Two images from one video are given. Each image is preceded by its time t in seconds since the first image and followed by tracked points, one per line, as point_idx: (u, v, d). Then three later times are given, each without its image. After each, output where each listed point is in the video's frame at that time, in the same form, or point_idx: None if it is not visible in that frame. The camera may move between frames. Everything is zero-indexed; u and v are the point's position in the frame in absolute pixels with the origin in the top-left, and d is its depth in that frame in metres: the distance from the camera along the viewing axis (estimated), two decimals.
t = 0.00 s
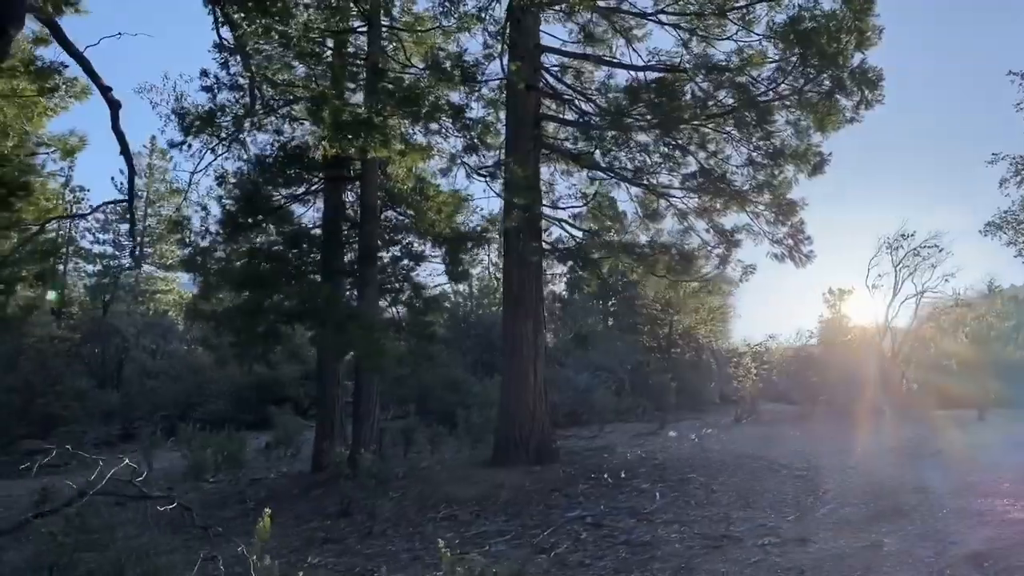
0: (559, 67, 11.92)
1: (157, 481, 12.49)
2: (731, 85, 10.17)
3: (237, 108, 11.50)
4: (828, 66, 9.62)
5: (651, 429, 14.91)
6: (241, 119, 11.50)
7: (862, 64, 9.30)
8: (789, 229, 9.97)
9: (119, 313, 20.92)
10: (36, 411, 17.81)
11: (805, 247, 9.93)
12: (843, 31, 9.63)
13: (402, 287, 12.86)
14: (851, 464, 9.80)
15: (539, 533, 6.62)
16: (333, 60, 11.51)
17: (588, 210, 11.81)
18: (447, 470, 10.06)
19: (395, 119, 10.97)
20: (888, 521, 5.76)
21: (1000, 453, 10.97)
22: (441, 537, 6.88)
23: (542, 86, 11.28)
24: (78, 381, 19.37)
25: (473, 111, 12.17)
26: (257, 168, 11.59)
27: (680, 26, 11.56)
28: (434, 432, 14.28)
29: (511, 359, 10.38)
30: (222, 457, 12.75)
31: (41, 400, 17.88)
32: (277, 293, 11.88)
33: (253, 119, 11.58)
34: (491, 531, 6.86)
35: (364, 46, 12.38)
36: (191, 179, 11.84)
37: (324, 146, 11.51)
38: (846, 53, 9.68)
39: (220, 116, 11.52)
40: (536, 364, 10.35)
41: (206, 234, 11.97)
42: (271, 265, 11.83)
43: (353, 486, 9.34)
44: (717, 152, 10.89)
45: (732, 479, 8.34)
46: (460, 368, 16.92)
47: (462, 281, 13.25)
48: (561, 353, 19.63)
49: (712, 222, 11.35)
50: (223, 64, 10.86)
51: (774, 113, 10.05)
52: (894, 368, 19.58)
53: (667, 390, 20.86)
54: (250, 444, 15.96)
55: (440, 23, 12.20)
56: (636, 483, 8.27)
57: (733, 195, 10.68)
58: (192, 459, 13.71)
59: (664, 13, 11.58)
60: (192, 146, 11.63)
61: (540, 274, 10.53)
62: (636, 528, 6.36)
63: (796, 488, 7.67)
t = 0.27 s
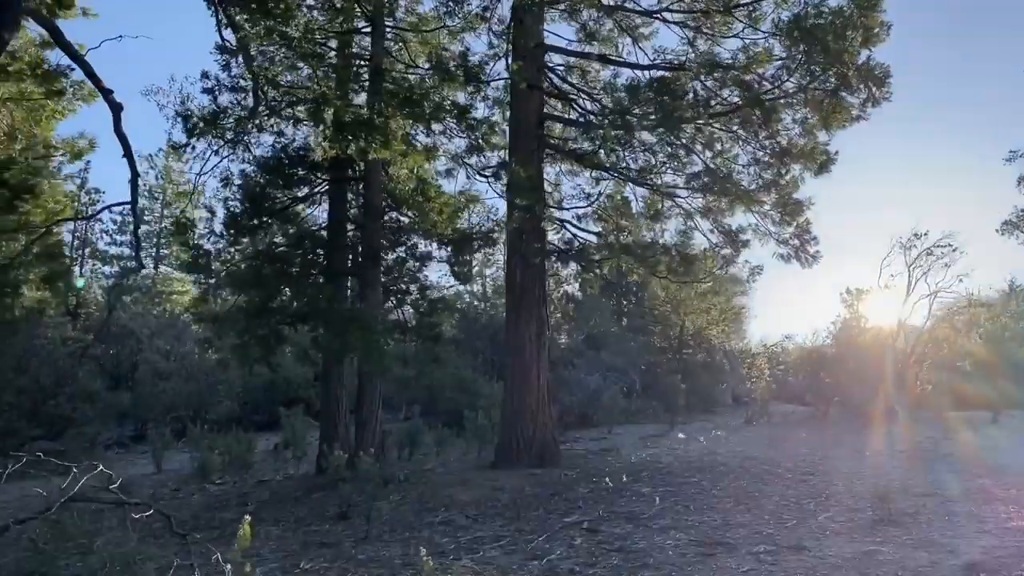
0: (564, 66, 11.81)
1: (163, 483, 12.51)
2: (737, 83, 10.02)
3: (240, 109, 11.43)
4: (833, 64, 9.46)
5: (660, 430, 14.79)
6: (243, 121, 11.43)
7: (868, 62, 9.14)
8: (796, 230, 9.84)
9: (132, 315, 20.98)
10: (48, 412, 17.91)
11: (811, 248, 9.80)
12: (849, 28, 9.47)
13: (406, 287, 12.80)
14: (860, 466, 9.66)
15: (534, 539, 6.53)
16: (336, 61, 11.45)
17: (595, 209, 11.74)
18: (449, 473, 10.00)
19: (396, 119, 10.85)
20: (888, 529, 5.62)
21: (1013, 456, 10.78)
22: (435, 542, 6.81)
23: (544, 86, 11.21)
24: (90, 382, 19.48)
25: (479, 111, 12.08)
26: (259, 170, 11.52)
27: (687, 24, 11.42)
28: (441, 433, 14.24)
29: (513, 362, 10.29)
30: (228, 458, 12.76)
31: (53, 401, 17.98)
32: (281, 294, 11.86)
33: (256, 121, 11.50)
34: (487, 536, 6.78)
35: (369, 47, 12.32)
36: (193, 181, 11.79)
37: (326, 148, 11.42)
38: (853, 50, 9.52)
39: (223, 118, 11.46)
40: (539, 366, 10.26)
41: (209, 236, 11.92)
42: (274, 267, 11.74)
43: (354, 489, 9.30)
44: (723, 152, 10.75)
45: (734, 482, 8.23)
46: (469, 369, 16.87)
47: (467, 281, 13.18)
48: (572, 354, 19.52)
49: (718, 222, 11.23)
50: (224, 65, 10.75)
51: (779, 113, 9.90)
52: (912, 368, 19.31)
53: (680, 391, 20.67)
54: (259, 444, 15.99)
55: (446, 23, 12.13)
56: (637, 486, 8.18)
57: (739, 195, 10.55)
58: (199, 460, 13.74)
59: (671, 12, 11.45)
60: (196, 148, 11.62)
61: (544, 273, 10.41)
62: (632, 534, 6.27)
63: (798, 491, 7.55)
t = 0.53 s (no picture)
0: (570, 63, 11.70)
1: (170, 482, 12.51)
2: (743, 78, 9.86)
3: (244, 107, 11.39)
4: (840, 58, 9.31)
5: (668, 430, 14.69)
6: (247, 120, 11.39)
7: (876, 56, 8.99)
8: (802, 227, 9.71)
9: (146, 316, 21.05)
10: (61, 412, 18.01)
11: (818, 245, 9.67)
12: (857, 21, 9.32)
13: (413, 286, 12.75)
14: (869, 466, 9.52)
15: (532, 539, 6.46)
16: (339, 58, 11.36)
17: (604, 205, 11.65)
18: (453, 473, 9.94)
19: (400, 116, 10.75)
20: (892, 531, 5.50)
21: None
22: (433, 542, 6.75)
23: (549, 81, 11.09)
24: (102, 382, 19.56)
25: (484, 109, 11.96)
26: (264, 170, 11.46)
27: (693, 19, 11.28)
28: (449, 432, 14.19)
29: (518, 361, 10.21)
30: (236, 458, 12.77)
31: (66, 400, 18.09)
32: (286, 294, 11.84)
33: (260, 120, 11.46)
34: (486, 536, 6.72)
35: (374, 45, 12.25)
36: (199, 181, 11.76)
37: (331, 146, 11.37)
38: (861, 44, 9.37)
39: (227, 117, 11.40)
40: (544, 366, 10.18)
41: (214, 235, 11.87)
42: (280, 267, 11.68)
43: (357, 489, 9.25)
44: (730, 148, 10.61)
45: (738, 481, 8.11)
46: (479, 368, 16.82)
47: (474, 280, 13.12)
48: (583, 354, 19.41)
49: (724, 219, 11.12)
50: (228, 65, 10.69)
51: (786, 108, 9.76)
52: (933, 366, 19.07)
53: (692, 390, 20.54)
54: (269, 444, 16.00)
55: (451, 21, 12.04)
56: (640, 486, 8.08)
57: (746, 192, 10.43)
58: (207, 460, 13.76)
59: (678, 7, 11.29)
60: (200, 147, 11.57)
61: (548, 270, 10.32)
62: (631, 535, 6.17)
63: (802, 491, 7.43)
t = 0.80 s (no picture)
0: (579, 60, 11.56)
1: (181, 484, 12.53)
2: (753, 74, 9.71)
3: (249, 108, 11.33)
4: (850, 52, 9.14)
5: (681, 429, 14.56)
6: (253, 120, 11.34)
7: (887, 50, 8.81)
8: (813, 224, 9.57)
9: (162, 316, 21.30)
10: (77, 412, 18.13)
11: (829, 243, 9.52)
12: (868, 15, 9.14)
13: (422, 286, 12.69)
14: (882, 468, 9.35)
15: (532, 543, 6.37)
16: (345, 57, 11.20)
17: (615, 203, 11.52)
18: (460, 474, 9.88)
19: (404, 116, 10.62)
20: (900, 536, 5.38)
21: None
22: (433, 546, 6.68)
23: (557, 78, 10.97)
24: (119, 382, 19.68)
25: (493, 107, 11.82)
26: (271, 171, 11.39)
27: (703, 14, 11.13)
28: (459, 432, 14.14)
29: (525, 361, 10.11)
30: (246, 458, 12.78)
31: (81, 401, 18.20)
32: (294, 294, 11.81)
33: (267, 120, 11.45)
34: (487, 540, 6.67)
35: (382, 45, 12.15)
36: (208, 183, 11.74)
37: (338, 145, 11.34)
38: (871, 38, 9.20)
39: (234, 117, 11.30)
40: (551, 365, 10.09)
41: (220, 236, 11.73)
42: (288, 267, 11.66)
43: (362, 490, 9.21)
44: (740, 145, 10.47)
45: (746, 483, 7.98)
46: (491, 368, 16.75)
47: (484, 279, 13.03)
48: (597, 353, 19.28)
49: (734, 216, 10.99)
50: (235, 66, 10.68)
51: (796, 103, 9.61)
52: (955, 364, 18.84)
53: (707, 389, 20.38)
54: (281, 444, 16.02)
55: (459, 19, 11.89)
56: (646, 488, 7.97)
57: (756, 189, 10.28)
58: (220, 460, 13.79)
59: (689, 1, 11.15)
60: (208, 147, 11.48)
61: (556, 269, 10.20)
62: (633, 538, 6.09)
63: (811, 494, 7.29)
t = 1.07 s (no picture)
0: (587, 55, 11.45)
1: (193, 482, 12.56)
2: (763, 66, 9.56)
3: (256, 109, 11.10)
4: (861, 43, 8.94)
5: (696, 428, 14.41)
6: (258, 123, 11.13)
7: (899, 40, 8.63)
8: (825, 218, 9.40)
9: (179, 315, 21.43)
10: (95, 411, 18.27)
11: (841, 238, 9.35)
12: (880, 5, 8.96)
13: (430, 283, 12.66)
14: (896, 465, 9.18)
15: (533, 543, 6.28)
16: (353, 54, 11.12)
17: (625, 201, 11.39)
18: (468, 473, 9.82)
19: (409, 110, 10.20)
20: (907, 537, 5.25)
21: None
22: (435, 546, 6.62)
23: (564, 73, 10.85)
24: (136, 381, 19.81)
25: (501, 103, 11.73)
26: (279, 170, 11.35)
27: (713, 7, 10.99)
28: (472, 431, 14.07)
29: (533, 359, 10.03)
30: (258, 457, 12.79)
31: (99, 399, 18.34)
32: (304, 293, 11.83)
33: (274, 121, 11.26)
34: (489, 540, 6.60)
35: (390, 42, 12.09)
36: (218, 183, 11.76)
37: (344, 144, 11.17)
38: (882, 29, 9.00)
39: (242, 115, 11.27)
40: (559, 363, 10.01)
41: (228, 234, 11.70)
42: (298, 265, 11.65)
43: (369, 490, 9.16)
44: (751, 138, 10.32)
45: (755, 482, 7.84)
46: (504, 366, 16.67)
47: (495, 276, 12.95)
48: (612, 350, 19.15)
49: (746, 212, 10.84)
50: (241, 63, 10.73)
51: (807, 96, 9.45)
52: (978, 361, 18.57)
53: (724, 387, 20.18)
54: (295, 443, 16.05)
55: (467, 15, 11.83)
56: (652, 488, 7.86)
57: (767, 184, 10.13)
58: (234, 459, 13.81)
59: None
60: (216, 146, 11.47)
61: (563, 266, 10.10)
62: (635, 539, 5.99)
63: (820, 493, 7.14)
